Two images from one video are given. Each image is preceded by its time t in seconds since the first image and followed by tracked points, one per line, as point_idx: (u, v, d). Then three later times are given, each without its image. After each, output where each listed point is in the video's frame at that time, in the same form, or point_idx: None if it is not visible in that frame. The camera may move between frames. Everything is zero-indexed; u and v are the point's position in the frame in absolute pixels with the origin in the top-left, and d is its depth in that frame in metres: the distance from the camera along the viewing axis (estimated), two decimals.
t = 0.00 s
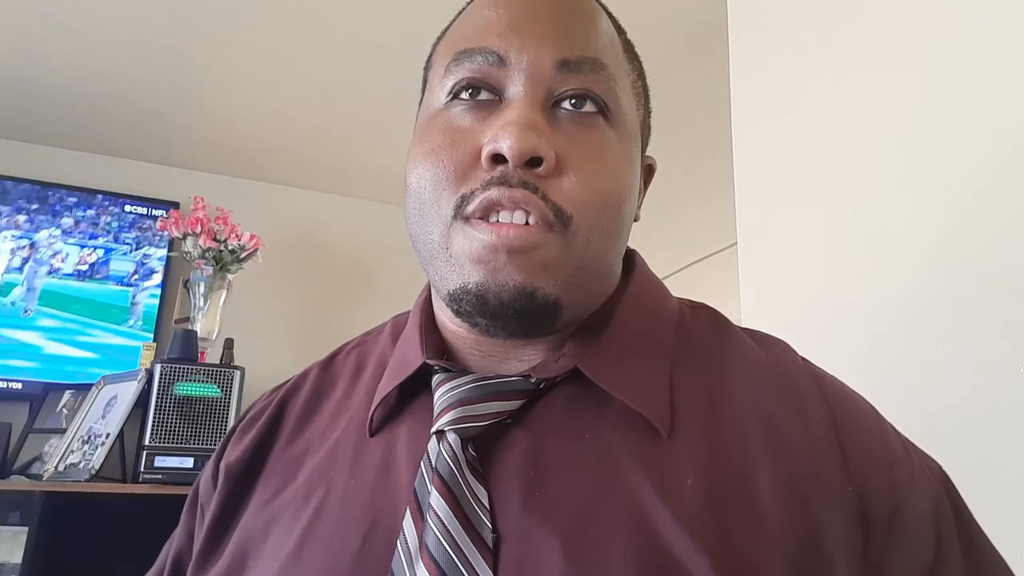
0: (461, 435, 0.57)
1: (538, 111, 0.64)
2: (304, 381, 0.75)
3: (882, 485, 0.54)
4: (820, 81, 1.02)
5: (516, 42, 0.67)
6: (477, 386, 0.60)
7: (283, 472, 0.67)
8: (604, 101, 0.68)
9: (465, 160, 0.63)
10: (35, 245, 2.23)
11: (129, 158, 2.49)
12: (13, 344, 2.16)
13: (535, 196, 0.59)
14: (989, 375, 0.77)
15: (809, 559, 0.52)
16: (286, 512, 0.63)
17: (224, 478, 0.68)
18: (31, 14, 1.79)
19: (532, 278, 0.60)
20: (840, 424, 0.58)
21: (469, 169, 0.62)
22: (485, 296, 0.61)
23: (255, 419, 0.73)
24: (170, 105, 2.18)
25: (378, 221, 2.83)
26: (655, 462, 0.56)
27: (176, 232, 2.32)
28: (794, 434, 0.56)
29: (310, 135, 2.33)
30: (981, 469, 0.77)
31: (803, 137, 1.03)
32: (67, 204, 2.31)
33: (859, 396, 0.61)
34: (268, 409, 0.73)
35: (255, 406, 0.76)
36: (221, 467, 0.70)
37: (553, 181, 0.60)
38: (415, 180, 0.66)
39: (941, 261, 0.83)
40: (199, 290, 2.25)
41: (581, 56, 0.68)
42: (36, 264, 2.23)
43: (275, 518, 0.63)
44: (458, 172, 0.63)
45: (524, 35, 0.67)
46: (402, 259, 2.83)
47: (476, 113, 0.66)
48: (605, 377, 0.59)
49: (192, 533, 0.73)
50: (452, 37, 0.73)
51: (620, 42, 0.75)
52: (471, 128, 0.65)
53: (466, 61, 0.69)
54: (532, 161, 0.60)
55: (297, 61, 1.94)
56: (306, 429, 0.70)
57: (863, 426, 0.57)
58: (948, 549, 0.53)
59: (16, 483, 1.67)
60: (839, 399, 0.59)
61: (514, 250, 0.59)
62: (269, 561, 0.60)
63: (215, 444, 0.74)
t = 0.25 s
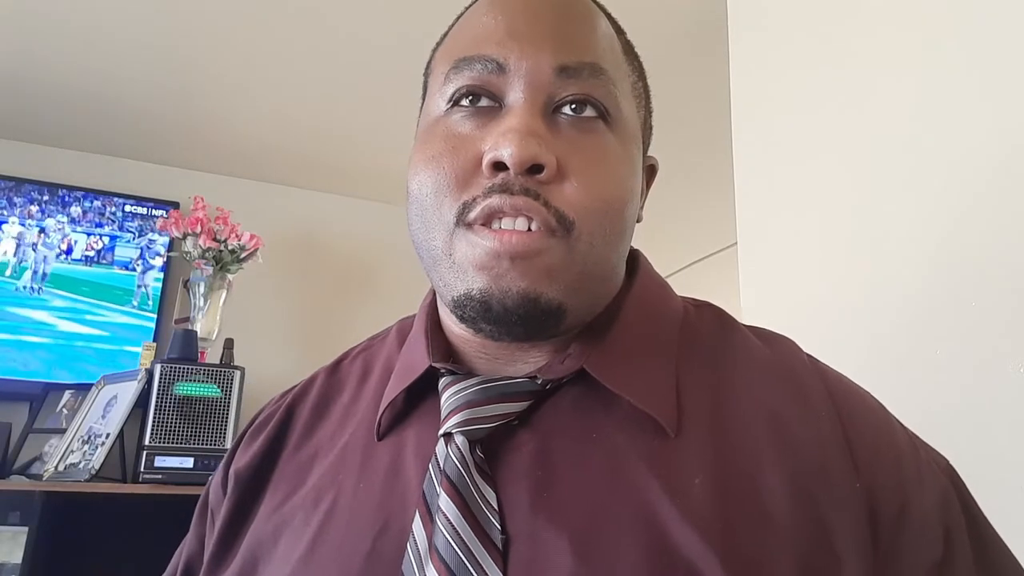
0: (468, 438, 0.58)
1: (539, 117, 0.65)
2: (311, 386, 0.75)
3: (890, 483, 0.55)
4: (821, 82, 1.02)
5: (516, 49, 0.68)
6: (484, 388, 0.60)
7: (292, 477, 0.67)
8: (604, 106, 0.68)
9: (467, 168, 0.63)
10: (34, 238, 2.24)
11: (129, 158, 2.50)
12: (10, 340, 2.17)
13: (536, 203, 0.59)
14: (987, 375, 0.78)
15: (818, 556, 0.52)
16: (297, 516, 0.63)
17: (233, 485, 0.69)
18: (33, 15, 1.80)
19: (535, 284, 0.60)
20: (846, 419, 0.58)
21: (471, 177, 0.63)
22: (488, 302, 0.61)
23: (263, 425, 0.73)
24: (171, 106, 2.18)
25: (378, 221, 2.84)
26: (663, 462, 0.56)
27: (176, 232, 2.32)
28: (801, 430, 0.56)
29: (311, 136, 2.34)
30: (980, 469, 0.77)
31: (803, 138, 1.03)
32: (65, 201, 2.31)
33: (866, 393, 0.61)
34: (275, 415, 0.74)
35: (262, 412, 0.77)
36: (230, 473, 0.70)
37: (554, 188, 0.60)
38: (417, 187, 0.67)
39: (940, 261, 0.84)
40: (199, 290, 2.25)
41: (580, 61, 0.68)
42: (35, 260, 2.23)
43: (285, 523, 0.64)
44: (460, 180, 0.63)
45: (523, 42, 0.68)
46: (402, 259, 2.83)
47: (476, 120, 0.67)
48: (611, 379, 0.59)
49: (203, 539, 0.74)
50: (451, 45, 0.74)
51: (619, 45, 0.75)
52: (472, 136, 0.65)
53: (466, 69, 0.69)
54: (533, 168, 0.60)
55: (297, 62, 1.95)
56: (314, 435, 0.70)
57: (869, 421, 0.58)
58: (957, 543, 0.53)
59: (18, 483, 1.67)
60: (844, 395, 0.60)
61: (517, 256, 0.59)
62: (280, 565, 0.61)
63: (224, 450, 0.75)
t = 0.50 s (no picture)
0: (473, 439, 0.58)
1: (544, 118, 0.65)
2: (319, 386, 0.75)
3: (895, 483, 0.55)
4: (821, 82, 1.02)
5: (520, 51, 0.68)
6: (490, 389, 0.60)
7: (300, 477, 0.67)
8: (609, 107, 0.68)
9: (472, 168, 0.63)
10: (29, 235, 2.24)
11: (129, 158, 2.50)
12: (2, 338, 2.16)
13: (540, 203, 0.60)
14: (987, 375, 0.78)
15: (823, 555, 0.52)
16: (304, 516, 0.63)
17: (242, 485, 0.69)
18: (33, 15, 1.80)
19: (540, 284, 0.60)
20: (852, 420, 0.58)
21: (476, 178, 0.63)
22: (492, 303, 0.62)
23: (272, 424, 0.73)
24: (172, 106, 2.19)
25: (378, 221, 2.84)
26: (668, 461, 0.56)
27: (176, 231, 2.32)
28: (805, 430, 0.57)
29: (311, 136, 2.34)
30: (980, 468, 0.77)
31: (803, 138, 1.03)
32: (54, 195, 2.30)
33: (870, 393, 0.61)
34: (284, 414, 0.74)
35: (271, 411, 0.77)
36: (239, 472, 0.71)
37: (558, 189, 0.60)
38: (422, 188, 0.67)
39: (941, 261, 0.84)
40: (199, 290, 2.25)
41: (585, 62, 0.68)
42: (25, 255, 2.23)
43: (293, 522, 0.64)
44: (465, 180, 0.63)
45: (528, 43, 0.68)
46: (402, 259, 2.83)
47: (482, 121, 0.67)
48: (616, 380, 0.60)
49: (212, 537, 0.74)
50: (457, 46, 0.74)
51: (624, 46, 0.75)
52: (477, 137, 0.65)
53: (471, 70, 0.69)
54: (537, 169, 0.61)
55: (297, 62, 1.95)
56: (322, 434, 0.70)
57: (874, 422, 0.58)
58: (961, 544, 0.53)
59: (19, 483, 1.68)
60: (850, 395, 0.60)
61: (521, 256, 0.59)
62: (287, 565, 0.61)
63: (233, 450, 0.75)
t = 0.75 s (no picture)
0: (473, 440, 0.58)
1: (547, 119, 0.65)
2: (323, 384, 0.75)
3: (894, 486, 0.54)
4: (821, 82, 1.02)
5: (524, 52, 0.68)
6: (491, 390, 0.60)
7: (304, 474, 0.67)
8: (612, 108, 0.68)
9: (475, 168, 0.63)
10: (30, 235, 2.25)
11: (129, 158, 2.50)
12: None
13: (542, 202, 0.60)
14: (988, 375, 0.78)
15: (821, 557, 0.52)
16: (307, 513, 0.63)
17: (247, 481, 0.69)
18: (33, 15, 1.80)
19: (542, 282, 0.60)
20: (851, 423, 0.58)
21: (479, 177, 0.63)
22: (495, 300, 0.62)
23: (277, 421, 0.73)
24: (172, 106, 2.18)
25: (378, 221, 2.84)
26: (667, 463, 0.56)
27: (176, 231, 2.32)
28: (805, 434, 0.56)
29: (311, 136, 2.34)
30: (981, 468, 0.77)
31: (803, 138, 1.03)
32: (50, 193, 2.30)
33: (871, 396, 0.61)
34: (289, 412, 0.74)
35: (277, 409, 0.77)
36: (244, 469, 0.71)
37: (560, 188, 0.60)
38: (426, 187, 0.67)
39: (940, 261, 0.84)
40: (199, 290, 2.25)
41: (588, 64, 0.68)
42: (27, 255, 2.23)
43: (297, 520, 0.64)
44: (468, 179, 0.63)
45: (532, 45, 0.68)
46: (403, 259, 2.83)
47: (486, 121, 0.67)
48: (616, 381, 0.59)
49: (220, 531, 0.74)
50: (462, 47, 0.74)
51: (628, 48, 0.75)
52: (481, 136, 0.65)
53: (476, 71, 0.70)
54: (539, 168, 0.61)
55: (297, 62, 1.95)
56: (326, 432, 0.70)
57: (875, 425, 0.58)
58: (960, 549, 0.53)
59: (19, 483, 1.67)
60: (850, 398, 0.59)
61: (524, 255, 0.59)
62: (289, 563, 0.61)
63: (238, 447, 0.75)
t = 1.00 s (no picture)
0: (469, 440, 0.58)
1: (545, 122, 0.65)
2: (322, 381, 0.76)
3: (884, 489, 0.55)
4: (821, 83, 1.02)
5: (525, 55, 0.68)
6: (488, 390, 0.60)
7: (302, 470, 0.68)
8: (611, 111, 0.68)
9: (473, 168, 0.64)
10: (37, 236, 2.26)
11: (130, 158, 2.50)
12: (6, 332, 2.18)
13: (537, 204, 0.60)
14: (987, 376, 0.78)
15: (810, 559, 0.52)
16: (305, 509, 0.63)
17: (246, 476, 0.69)
18: (34, 15, 1.80)
19: (536, 284, 0.60)
20: (843, 428, 0.58)
21: (476, 177, 0.63)
22: (489, 300, 0.62)
23: (276, 417, 0.74)
24: (172, 106, 2.19)
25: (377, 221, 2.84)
26: (659, 464, 0.56)
27: (176, 232, 2.32)
28: (797, 438, 0.56)
29: (311, 135, 2.34)
30: (978, 467, 0.77)
31: (802, 139, 1.04)
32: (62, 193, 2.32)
33: (864, 400, 0.62)
34: (288, 408, 0.74)
35: (276, 404, 0.77)
36: (243, 464, 0.71)
37: (556, 190, 0.61)
38: (426, 187, 0.67)
39: (940, 261, 0.84)
40: (199, 290, 2.26)
41: (588, 68, 0.68)
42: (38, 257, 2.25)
43: (294, 515, 0.64)
44: (466, 180, 0.63)
45: (533, 48, 0.68)
46: (402, 259, 2.84)
47: (485, 123, 0.67)
48: (611, 382, 0.60)
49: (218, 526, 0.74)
50: (464, 49, 0.74)
51: (628, 52, 0.75)
52: (480, 137, 0.66)
53: (477, 73, 0.70)
54: (536, 170, 0.61)
55: (298, 62, 1.95)
56: (325, 428, 0.71)
57: (866, 430, 0.58)
58: (947, 555, 0.53)
59: (18, 483, 1.68)
60: (842, 403, 0.60)
61: (518, 255, 0.59)
62: (285, 559, 0.61)
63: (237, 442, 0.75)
